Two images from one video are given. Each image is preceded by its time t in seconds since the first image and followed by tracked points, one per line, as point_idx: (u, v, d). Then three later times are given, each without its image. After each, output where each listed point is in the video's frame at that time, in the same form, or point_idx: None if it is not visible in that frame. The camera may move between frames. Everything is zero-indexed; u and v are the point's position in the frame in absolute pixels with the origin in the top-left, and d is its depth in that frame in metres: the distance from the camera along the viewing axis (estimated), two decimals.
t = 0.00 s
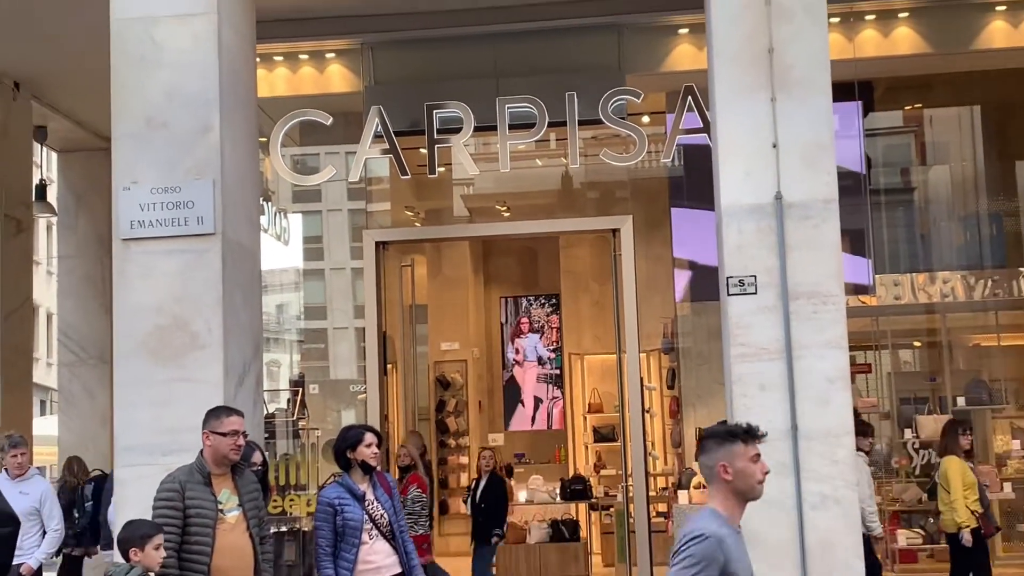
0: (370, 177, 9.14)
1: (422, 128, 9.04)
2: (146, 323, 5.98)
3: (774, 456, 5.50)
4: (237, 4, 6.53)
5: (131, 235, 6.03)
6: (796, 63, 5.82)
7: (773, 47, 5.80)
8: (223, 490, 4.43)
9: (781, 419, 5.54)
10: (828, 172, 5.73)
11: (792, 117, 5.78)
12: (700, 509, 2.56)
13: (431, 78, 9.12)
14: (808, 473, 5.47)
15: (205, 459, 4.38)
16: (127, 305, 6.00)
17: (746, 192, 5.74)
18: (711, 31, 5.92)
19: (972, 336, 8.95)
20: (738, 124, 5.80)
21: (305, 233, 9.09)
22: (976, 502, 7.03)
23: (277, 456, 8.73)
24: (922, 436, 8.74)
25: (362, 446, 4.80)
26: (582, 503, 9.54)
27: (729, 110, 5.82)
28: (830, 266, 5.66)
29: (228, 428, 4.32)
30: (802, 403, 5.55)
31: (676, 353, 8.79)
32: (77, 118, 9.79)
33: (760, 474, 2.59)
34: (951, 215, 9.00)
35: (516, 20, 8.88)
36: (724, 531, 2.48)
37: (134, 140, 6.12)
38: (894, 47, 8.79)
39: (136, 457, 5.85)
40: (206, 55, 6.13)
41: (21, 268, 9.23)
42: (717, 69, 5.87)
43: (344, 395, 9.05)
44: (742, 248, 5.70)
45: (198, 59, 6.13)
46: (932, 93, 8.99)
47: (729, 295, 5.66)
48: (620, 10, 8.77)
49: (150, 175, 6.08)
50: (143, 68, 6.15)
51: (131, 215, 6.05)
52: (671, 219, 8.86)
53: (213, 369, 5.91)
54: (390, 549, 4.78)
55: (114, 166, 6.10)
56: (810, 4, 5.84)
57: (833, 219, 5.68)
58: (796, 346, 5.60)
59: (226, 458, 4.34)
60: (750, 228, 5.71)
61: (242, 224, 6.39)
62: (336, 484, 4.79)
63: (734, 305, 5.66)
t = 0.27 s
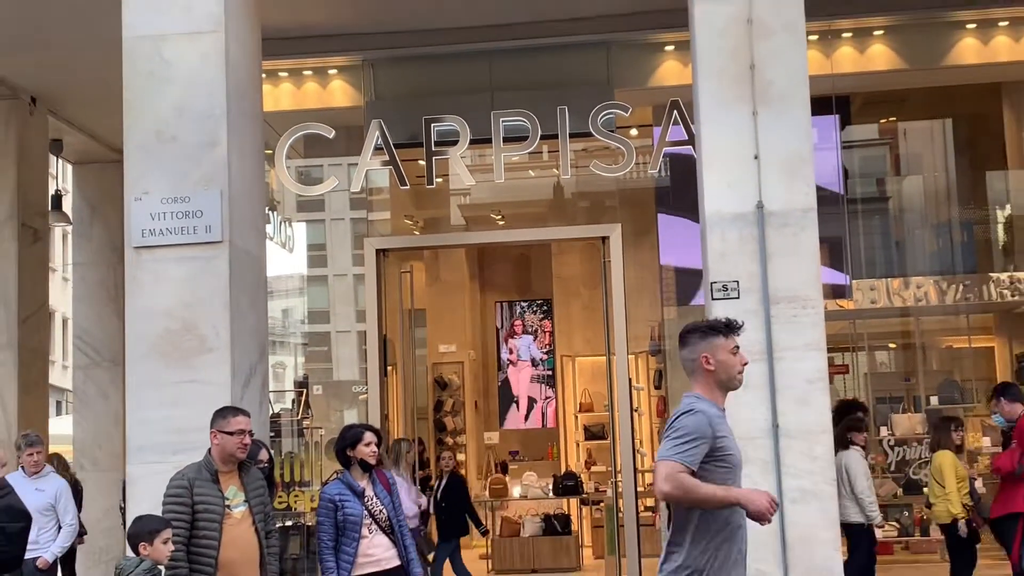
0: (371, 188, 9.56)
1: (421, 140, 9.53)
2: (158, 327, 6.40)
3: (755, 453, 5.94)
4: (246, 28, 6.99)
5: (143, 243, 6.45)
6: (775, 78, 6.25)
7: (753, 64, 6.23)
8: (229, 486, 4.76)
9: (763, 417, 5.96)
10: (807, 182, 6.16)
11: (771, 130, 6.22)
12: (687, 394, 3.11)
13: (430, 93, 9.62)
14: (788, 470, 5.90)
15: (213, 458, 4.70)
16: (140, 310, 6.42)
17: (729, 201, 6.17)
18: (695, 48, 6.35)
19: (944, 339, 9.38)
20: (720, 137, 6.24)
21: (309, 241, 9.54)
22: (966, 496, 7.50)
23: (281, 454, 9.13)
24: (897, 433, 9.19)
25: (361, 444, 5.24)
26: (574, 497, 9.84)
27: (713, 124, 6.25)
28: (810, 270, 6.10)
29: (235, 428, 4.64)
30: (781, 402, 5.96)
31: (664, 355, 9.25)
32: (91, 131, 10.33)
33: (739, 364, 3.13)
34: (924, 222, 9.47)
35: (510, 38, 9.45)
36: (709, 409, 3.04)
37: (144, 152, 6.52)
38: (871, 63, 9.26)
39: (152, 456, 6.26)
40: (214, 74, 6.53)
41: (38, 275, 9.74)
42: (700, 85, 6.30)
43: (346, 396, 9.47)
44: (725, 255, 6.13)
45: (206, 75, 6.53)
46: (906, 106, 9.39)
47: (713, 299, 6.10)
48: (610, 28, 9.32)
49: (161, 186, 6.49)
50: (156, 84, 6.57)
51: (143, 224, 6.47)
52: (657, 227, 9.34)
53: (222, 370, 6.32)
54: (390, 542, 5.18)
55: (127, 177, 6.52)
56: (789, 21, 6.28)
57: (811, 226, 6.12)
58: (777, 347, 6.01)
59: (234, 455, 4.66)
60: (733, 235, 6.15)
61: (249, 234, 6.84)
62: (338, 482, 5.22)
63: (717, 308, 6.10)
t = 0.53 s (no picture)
0: (370, 194, 9.98)
1: (418, 148, 9.94)
2: (166, 327, 6.79)
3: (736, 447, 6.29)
4: (251, 43, 7.38)
5: (151, 247, 6.85)
6: (753, 90, 6.63)
7: (734, 76, 6.62)
8: (234, 480, 5.09)
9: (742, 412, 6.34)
10: (785, 188, 6.52)
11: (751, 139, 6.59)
12: (700, 473, 3.10)
13: (425, 103, 10.06)
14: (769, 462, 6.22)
15: (217, 453, 5.03)
16: (149, 311, 6.82)
17: (712, 207, 6.54)
18: (680, 61, 6.73)
19: (917, 337, 9.83)
20: (702, 147, 6.64)
21: (310, 245, 9.98)
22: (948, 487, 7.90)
23: (283, 449, 9.48)
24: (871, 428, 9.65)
25: (360, 441, 5.59)
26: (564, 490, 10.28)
27: (697, 133, 6.63)
28: (788, 272, 6.43)
29: (238, 423, 4.97)
30: (762, 397, 6.33)
31: (650, 353, 9.68)
32: (103, 140, 10.80)
33: (751, 445, 3.13)
34: (899, 227, 9.90)
35: (503, 51, 9.91)
36: (720, 495, 3.02)
37: (155, 161, 6.93)
38: (848, 76, 9.67)
39: (160, 450, 6.64)
40: (218, 88, 6.95)
41: (50, 278, 10.16)
42: (684, 96, 6.69)
43: (346, 393, 9.89)
44: (707, 258, 6.50)
45: (215, 88, 6.95)
46: (881, 116, 9.87)
47: (697, 301, 6.45)
48: (600, 41, 9.81)
49: (169, 194, 6.90)
50: (165, 97, 6.99)
51: (151, 230, 6.87)
52: (644, 232, 9.77)
53: (227, 369, 6.72)
54: (386, 533, 5.61)
55: (136, 185, 6.94)
56: (768, 36, 6.64)
57: (790, 229, 6.47)
58: (757, 346, 6.37)
59: (236, 450, 4.98)
60: (716, 239, 6.50)
61: (254, 238, 7.24)
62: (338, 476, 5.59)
63: (701, 309, 6.47)
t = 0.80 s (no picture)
0: (369, 197, 10.45)
1: (413, 153, 10.34)
2: (172, 325, 6.89)
3: (721, 437, 6.40)
4: (252, 48, 7.51)
5: (158, 247, 6.94)
6: (736, 96, 6.73)
7: (717, 82, 6.72)
8: (237, 469, 5.14)
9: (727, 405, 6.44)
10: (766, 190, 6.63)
11: (732, 143, 6.70)
12: (738, 452, 3.18)
13: (421, 109, 10.51)
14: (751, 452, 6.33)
15: (221, 444, 5.08)
16: (156, 309, 6.91)
17: (696, 208, 6.64)
18: (665, 66, 6.81)
19: (891, 332, 10.34)
20: (686, 149, 6.70)
21: (312, 245, 10.42)
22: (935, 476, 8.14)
23: (287, 440, 10.06)
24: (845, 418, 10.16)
25: (358, 432, 5.79)
26: (555, 479, 10.92)
27: (681, 137, 6.72)
28: (768, 271, 6.53)
29: (241, 415, 5.03)
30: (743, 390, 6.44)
31: (637, 348, 10.15)
32: (112, 144, 11.26)
33: (788, 428, 3.24)
34: (874, 227, 10.40)
35: (495, 60, 10.39)
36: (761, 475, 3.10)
37: (162, 164, 7.03)
38: (824, 82, 10.11)
39: (167, 443, 6.73)
40: (223, 93, 7.07)
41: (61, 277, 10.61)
42: (668, 101, 6.76)
43: (346, 387, 10.35)
44: (691, 257, 6.58)
45: (218, 94, 7.06)
46: (855, 121, 10.35)
47: (681, 298, 6.56)
48: (588, 50, 10.27)
49: (175, 196, 7.01)
50: (171, 102, 7.10)
51: (159, 230, 6.96)
52: (631, 233, 10.26)
53: (231, 365, 6.83)
54: (384, 520, 5.81)
55: (144, 187, 7.02)
56: (748, 44, 6.76)
57: (770, 230, 6.58)
58: (739, 341, 6.48)
59: (240, 441, 5.05)
60: (699, 239, 6.59)
61: (255, 237, 7.34)
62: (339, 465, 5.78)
63: (685, 306, 6.56)
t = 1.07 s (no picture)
0: (368, 197, 10.88)
1: (411, 154, 10.85)
2: (179, 320, 6.95)
3: (705, 427, 6.45)
4: (256, 53, 7.57)
5: (167, 245, 7.00)
6: (719, 98, 6.76)
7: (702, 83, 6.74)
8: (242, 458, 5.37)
9: (712, 396, 6.47)
10: (748, 190, 6.62)
11: (716, 142, 6.70)
12: (789, 439, 3.41)
13: (419, 112, 11.00)
14: (732, 442, 6.41)
15: (225, 433, 5.31)
16: (164, 305, 6.97)
17: (679, 205, 6.67)
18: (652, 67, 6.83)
19: (868, 325, 10.76)
20: (671, 150, 6.74)
21: (314, 243, 10.84)
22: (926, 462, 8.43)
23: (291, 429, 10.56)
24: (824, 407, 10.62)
25: (355, 423, 6.13)
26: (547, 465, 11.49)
27: (667, 137, 6.74)
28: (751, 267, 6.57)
29: (245, 407, 5.23)
30: (726, 380, 6.47)
31: (625, 341, 10.62)
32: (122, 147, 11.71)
33: (835, 418, 3.47)
34: (852, 224, 10.87)
35: (489, 65, 10.84)
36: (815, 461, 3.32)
37: (168, 165, 7.08)
38: (805, 86, 10.55)
39: (174, 433, 6.83)
40: (227, 95, 7.11)
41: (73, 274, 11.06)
42: (654, 101, 6.79)
43: (347, 378, 10.79)
44: (677, 254, 6.63)
45: (221, 98, 7.12)
46: (835, 122, 10.78)
47: (666, 293, 6.61)
48: (578, 56, 10.74)
49: (183, 195, 7.05)
50: (177, 104, 7.15)
51: (166, 228, 7.02)
52: (619, 231, 10.71)
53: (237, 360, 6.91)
54: (384, 506, 6.15)
55: (152, 186, 7.06)
56: (733, 47, 6.76)
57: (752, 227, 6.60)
58: (722, 335, 6.52)
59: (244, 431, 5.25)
60: (685, 237, 6.63)
61: (259, 234, 7.40)
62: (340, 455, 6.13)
63: (671, 300, 6.61)
